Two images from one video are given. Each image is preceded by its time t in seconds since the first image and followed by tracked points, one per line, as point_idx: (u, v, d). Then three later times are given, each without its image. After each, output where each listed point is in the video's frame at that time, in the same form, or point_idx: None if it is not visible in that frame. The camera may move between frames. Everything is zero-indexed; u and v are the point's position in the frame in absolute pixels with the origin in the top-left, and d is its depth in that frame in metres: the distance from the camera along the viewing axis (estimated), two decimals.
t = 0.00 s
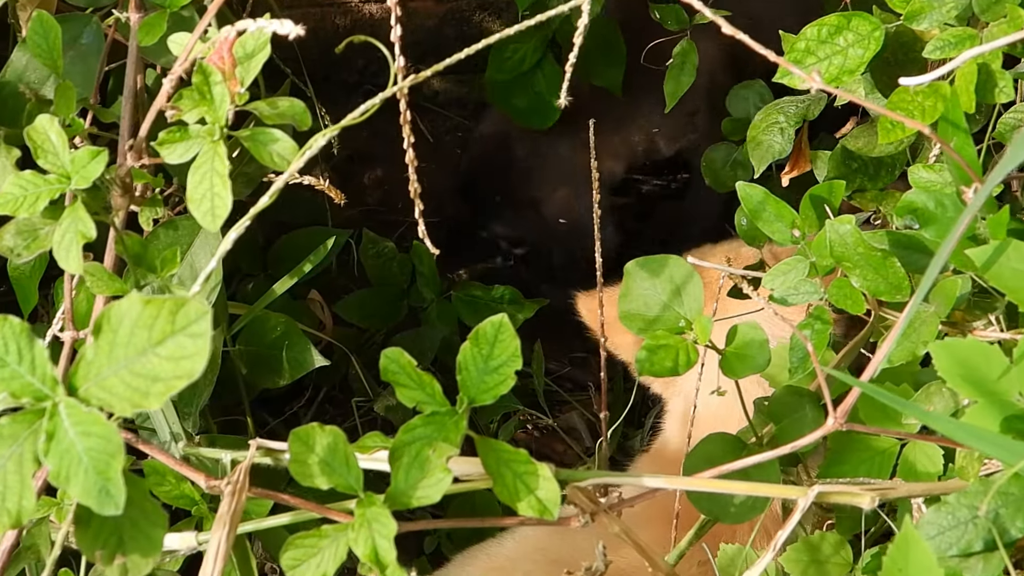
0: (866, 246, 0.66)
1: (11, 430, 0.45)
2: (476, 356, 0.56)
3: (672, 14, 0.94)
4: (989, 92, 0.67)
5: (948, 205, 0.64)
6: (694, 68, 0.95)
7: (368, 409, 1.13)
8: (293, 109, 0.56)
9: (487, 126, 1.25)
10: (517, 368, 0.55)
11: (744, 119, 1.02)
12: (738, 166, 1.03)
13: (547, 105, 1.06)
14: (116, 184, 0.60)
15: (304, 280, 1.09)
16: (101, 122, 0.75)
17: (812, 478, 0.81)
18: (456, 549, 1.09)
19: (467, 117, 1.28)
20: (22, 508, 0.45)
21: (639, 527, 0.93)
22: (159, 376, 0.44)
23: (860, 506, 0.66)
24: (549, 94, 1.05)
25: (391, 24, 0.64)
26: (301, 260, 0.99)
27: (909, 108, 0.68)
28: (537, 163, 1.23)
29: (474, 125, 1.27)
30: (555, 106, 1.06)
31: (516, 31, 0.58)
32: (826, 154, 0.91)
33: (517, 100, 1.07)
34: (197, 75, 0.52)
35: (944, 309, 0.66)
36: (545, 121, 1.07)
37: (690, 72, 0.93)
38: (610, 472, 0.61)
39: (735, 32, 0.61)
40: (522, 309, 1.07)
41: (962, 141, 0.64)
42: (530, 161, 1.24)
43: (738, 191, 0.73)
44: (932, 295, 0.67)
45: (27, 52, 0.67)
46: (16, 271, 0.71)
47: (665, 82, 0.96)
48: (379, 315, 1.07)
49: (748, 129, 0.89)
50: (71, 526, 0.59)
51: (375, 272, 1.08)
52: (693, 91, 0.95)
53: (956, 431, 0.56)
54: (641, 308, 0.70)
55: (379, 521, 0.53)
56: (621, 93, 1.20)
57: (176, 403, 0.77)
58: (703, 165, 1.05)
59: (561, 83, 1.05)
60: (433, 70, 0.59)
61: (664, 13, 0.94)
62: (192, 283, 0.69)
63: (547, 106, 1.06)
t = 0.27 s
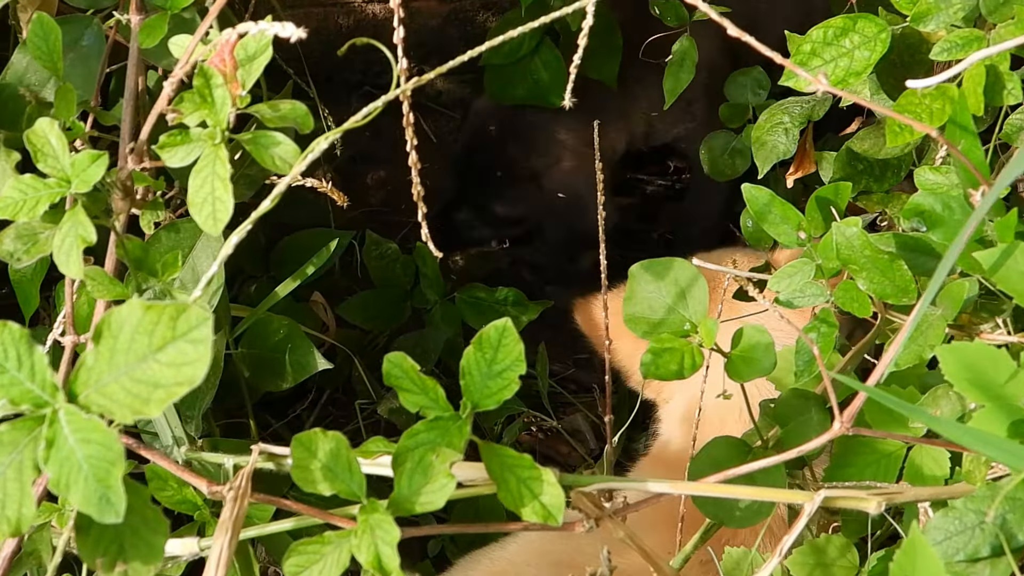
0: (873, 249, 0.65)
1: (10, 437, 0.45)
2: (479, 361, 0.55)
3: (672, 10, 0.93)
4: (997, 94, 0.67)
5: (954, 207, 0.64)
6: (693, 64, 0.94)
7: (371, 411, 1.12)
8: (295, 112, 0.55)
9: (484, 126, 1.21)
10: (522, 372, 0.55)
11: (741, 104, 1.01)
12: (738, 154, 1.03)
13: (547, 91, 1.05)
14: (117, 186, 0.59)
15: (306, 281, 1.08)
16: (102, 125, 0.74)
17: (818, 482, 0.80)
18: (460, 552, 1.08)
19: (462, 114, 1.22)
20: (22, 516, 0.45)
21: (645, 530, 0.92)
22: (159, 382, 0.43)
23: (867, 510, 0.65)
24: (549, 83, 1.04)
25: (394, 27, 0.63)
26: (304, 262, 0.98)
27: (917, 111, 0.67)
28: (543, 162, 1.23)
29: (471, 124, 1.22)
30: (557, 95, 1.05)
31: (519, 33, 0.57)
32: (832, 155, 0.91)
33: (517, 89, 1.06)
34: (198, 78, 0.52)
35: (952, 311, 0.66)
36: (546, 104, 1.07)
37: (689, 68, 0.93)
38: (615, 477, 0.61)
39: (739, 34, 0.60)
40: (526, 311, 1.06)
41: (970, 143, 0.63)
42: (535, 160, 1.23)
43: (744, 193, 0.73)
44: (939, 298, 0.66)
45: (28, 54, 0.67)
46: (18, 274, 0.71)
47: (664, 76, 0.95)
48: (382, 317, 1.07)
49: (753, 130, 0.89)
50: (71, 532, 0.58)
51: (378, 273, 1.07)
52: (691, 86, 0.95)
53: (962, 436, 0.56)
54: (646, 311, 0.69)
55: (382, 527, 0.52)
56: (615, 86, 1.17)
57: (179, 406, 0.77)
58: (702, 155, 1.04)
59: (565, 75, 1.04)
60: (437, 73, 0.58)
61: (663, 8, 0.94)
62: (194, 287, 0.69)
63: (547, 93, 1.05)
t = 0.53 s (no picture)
0: (882, 251, 0.65)
1: (16, 442, 0.45)
2: (487, 365, 0.55)
3: (671, 5, 0.92)
4: (1005, 96, 0.67)
5: (964, 211, 0.62)
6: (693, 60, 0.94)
7: (373, 411, 1.12)
8: (301, 113, 0.55)
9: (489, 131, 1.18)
10: (529, 377, 0.55)
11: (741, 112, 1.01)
12: (737, 162, 1.03)
13: (542, 87, 1.01)
14: (122, 188, 0.59)
15: (309, 281, 1.08)
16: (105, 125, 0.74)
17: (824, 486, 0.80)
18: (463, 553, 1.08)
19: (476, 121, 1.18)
20: (27, 522, 0.44)
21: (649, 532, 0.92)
22: (166, 388, 0.43)
23: (874, 515, 0.65)
24: (545, 77, 1.00)
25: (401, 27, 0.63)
26: (308, 263, 0.98)
27: (925, 113, 0.67)
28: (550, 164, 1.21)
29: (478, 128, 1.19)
30: (552, 89, 1.01)
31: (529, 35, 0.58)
32: (838, 156, 0.91)
33: (511, 81, 1.01)
34: (204, 79, 0.51)
35: (960, 315, 0.65)
36: (538, 102, 1.02)
37: (688, 63, 0.92)
38: (622, 481, 0.60)
39: (749, 36, 0.60)
40: (530, 311, 1.06)
41: (979, 147, 0.62)
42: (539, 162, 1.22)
43: (751, 195, 0.72)
44: (948, 301, 0.66)
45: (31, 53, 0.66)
46: (20, 274, 0.71)
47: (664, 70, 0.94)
48: (385, 317, 1.07)
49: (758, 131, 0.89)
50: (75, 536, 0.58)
51: (381, 273, 1.07)
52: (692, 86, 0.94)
53: (971, 441, 0.55)
54: (653, 314, 0.69)
55: (389, 532, 0.52)
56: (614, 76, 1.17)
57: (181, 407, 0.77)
58: (703, 162, 1.04)
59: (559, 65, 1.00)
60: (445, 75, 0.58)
61: (662, 2, 0.93)
62: (198, 288, 0.68)
63: (542, 89, 1.00)
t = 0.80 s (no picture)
0: (897, 258, 0.64)
1: (32, 450, 0.45)
2: (502, 372, 0.55)
3: (697, 9, 0.92)
4: None
5: (980, 218, 0.62)
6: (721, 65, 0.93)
7: (385, 414, 1.12)
8: (317, 119, 0.55)
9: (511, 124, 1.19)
10: (545, 384, 0.54)
11: (759, 115, 1.00)
12: (755, 165, 1.02)
13: (548, 84, 1.00)
14: (137, 194, 0.59)
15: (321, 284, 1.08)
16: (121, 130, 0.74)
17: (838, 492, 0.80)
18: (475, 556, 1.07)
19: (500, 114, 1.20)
20: (43, 530, 0.44)
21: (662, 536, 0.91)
22: (182, 396, 0.43)
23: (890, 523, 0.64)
24: (551, 75, 0.99)
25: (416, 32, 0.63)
26: (321, 266, 0.97)
27: (942, 120, 0.66)
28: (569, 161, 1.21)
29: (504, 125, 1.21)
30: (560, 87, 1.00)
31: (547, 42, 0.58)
32: (853, 160, 0.91)
33: (517, 80, 1.00)
34: (221, 86, 0.52)
35: (977, 322, 0.64)
36: (542, 100, 1.01)
37: (716, 67, 0.92)
38: (638, 488, 0.60)
39: (767, 43, 0.60)
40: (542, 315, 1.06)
41: (996, 154, 0.62)
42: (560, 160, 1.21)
43: (766, 201, 0.72)
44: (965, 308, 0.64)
45: (46, 57, 0.66)
46: (33, 277, 0.72)
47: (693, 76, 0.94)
48: (397, 320, 1.07)
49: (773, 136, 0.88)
50: (89, 542, 0.58)
51: (393, 276, 1.07)
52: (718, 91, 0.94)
53: (989, 450, 0.54)
54: (668, 320, 0.68)
55: (404, 540, 0.52)
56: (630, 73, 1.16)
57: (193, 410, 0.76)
58: (719, 165, 1.04)
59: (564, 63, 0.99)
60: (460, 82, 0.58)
61: (690, 4, 0.93)
62: (212, 293, 0.69)
63: (547, 86, 1.00)
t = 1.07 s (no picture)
0: (906, 259, 0.64)
1: (37, 452, 0.44)
2: (510, 374, 0.54)
3: (697, 10, 0.92)
4: None
5: (989, 218, 0.61)
6: (721, 65, 0.93)
7: (392, 415, 1.12)
8: (324, 121, 0.55)
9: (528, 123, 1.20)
10: (553, 386, 0.54)
11: (764, 115, 1.00)
12: (760, 165, 1.02)
13: (547, 82, 1.00)
14: (143, 195, 0.59)
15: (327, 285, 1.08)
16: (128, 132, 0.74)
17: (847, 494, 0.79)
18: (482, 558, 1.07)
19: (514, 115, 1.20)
20: (50, 533, 0.44)
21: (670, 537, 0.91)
22: (188, 398, 0.42)
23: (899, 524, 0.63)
24: (549, 73, 0.99)
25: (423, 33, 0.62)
26: (328, 267, 0.97)
27: (950, 120, 0.66)
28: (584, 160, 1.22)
29: (522, 125, 1.21)
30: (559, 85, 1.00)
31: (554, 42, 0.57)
32: (861, 161, 0.90)
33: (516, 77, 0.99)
34: (227, 87, 0.52)
35: (985, 323, 0.63)
36: (543, 98, 1.01)
37: (716, 69, 0.91)
38: (646, 490, 0.60)
39: (774, 43, 0.59)
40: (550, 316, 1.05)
41: (1006, 153, 0.60)
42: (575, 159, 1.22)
43: (774, 201, 0.71)
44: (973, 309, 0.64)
45: (52, 58, 0.66)
46: (39, 280, 0.72)
47: (692, 77, 0.94)
48: (404, 322, 1.06)
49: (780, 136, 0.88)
50: (96, 544, 0.58)
51: (399, 278, 1.07)
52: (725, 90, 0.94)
53: (998, 450, 0.54)
54: (676, 321, 0.68)
55: (412, 542, 0.51)
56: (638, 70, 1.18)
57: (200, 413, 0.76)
58: (724, 165, 1.03)
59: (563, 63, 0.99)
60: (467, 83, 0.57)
61: (687, 9, 0.92)
62: (219, 295, 0.69)
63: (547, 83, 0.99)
